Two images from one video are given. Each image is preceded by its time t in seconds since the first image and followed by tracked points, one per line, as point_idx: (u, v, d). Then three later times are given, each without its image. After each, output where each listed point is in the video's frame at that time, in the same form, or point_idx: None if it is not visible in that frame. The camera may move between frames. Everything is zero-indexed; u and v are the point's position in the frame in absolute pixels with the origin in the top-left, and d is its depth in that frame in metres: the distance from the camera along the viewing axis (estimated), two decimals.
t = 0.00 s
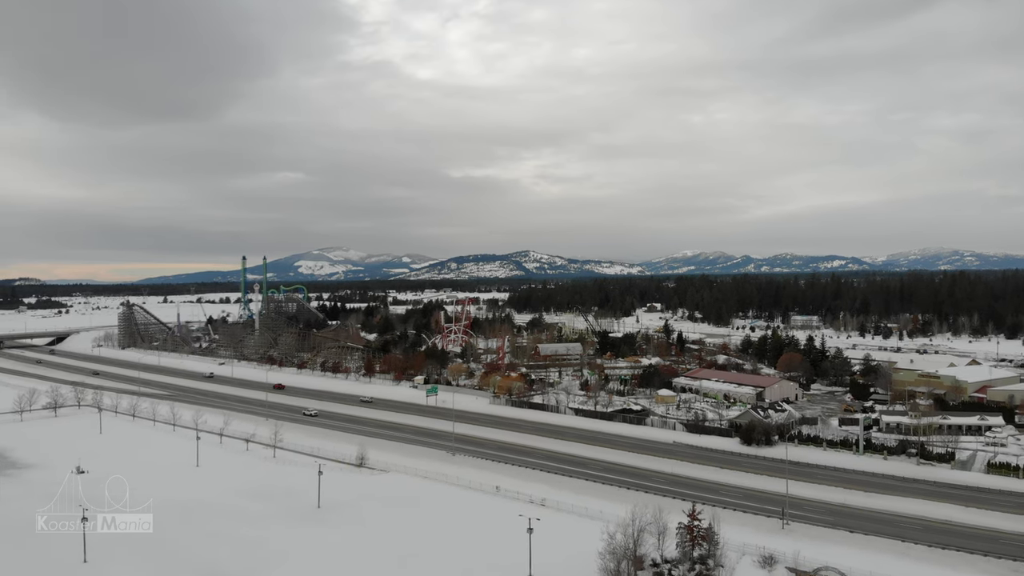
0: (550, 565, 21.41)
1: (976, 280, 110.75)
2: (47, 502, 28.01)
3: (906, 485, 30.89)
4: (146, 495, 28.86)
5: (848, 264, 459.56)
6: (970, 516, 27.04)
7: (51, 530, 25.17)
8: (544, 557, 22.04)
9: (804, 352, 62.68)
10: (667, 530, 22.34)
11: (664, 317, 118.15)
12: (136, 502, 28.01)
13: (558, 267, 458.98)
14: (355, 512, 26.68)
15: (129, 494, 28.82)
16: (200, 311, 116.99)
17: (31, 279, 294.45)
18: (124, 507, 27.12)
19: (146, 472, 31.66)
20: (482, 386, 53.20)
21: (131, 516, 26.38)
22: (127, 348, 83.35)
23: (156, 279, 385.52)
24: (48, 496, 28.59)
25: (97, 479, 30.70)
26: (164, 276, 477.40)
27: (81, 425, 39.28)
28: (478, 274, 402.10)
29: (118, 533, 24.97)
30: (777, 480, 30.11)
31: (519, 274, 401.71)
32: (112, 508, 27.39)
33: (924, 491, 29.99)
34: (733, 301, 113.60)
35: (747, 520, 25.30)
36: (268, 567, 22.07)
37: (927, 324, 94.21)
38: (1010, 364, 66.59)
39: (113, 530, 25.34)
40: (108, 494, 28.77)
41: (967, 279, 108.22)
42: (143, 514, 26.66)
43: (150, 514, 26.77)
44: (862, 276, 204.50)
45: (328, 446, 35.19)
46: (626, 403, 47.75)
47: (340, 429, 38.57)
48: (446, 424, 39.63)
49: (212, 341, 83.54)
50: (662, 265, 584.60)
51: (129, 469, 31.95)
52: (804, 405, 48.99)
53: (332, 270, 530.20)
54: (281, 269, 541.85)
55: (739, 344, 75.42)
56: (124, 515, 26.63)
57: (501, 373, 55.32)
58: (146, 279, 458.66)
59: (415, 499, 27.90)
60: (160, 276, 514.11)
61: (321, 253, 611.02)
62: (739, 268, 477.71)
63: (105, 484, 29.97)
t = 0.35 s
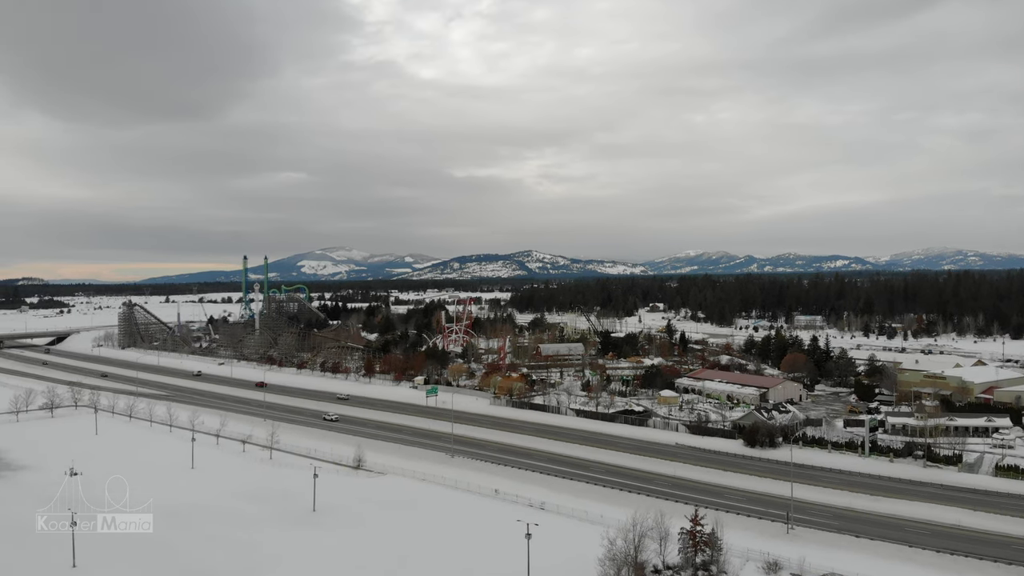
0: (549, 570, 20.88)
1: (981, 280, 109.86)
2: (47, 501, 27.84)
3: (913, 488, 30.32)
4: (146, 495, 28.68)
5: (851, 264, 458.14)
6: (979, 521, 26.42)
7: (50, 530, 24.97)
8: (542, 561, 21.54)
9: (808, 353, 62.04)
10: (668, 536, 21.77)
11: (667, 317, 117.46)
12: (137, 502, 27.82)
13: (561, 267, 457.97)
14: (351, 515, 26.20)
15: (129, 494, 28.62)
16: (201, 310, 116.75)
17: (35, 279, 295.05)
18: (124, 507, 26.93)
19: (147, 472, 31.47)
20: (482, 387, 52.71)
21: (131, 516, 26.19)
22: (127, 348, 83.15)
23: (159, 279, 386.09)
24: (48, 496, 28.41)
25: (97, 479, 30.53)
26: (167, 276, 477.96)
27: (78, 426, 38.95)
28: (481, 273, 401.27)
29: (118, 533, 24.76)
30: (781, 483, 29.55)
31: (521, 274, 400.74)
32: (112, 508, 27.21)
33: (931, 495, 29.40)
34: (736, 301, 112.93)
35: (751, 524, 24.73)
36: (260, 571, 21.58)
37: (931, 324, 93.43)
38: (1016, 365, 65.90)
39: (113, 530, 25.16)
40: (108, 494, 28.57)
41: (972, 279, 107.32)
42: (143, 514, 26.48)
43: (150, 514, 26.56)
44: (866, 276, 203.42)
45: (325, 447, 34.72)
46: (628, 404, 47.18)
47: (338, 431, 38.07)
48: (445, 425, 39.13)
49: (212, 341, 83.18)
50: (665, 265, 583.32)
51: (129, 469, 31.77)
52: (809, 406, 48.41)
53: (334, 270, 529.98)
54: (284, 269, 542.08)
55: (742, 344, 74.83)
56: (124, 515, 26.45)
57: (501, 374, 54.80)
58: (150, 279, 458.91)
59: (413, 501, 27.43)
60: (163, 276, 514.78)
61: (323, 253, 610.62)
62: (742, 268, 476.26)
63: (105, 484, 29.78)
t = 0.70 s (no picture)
0: None
1: (986, 279, 108.93)
2: (46, 502, 27.61)
3: (920, 491, 29.67)
4: (146, 495, 28.48)
5: (855, 263, 456.61)
6: (989, 525, 25.76)
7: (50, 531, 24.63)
8: (540, 567, 20.99)
9: (812, 353, 61.36)
10: (670, 542, 21.19)
11: (670, 318, 116.69)
12: (137, 502, 27.63)
13: (564, 267, 457.13)
14: (346, 520, 25.63)
15: (130, 494, 28.43)
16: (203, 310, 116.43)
17: (39, 279, 295.28)
18: (124, 507, 26.75)
19: (148, 472, 31.28)
20: (482, 388, 52.13)
21: (132, 516, 26.01)
22: (127, 348, 83.03)
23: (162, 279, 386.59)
24: (47, 496, 28.19)
25: (97, 480, 30.30)
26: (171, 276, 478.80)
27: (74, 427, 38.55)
28: (483, 273, 400.57)
29: (119, 533, 24.56)
30: (785, 487, 28.94)
31: (524, 274, 399.84)
32: (112, 508, 27.01)
33: (939, 499, 28.73)
34: (739, 301, 112.27)
35: (755, 530, 24.13)
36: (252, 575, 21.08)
37: (936, 323, 92.62)
38: None
39: (114, 530, 24.97)
40: (108, 495, 28.36)
41: (977, 278, 106.40)
42: (144, 514, 26.30)
43: (150, 514, 26.36)
44: (870, 276, 202.19)
45: (322, 449, 34.24)
46: (629, 405, 46.57)
47: (335, 432, 37.56)
48: (444, 427, 38.60)
49: (212, 341, 82.79)
50: (668, 264, 582.09)
51: (128, 469, 31.53)
52: (813, 407, 47.73)
53: (337, 270, 529.79)
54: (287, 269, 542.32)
55: (745, 344, 74.21)
56: (124, 515, 26.26)
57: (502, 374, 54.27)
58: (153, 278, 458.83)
59: (409, 505, 26.87)
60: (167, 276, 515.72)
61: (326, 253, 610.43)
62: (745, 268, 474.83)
63: (105, 484, 29.56)
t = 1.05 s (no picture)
0: None
1: (991, 279, 108.09)
2: (45, 501, 27.42)
3: (927, 495, 29.08)
4: (146, 495, 28.29)
5: (857, 263, 455.20)
6: (998, 530, 25.17)
7: (51, 530, 24.41)
8: (538, 573, 20.46)
9: (816, 353, 60.76)
10: (671, 547, 20.64)
11: (673, 317, 116.01)
12: (137, 502, 27.44)
13: (566, 267, 456.35)
14: (341, 523, 25.17)
15: (129, 494, 28.25)
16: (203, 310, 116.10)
17: (42, 278, 295.45)
18: (124, 507, 26.56)
19: (148, 472, 31.11)
20: (482, 388, 51.65)
21: (131, 516, 25.80)
22: (127, 348, 82.84)
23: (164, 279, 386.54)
24: (47, 496, 28.01)
25: (96, 480, 30.12)
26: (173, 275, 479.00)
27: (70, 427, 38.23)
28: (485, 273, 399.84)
29: (118, 533, 24.35)
30: (789, 490, 28.39)
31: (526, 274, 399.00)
32: (112, 508, 26.82)
33: (946, 502, 28.16)
34: (742, 301, 111.58)
35: (758, 535, 23.59)
36: None
37: (940, 323, 91.84)
38: None
39: (113, 530, 24.74)
40: (107, 495, 28.15)
41: (981, 278, 105.57)
42: (144, 514, 26.10)
43: (150, 514, 26.18)
44: (874, 275, 201.06)
45: (318, 451, 33.79)
46: (631, 406, 46.04)
47: (333, 434, 37.11)
48: (443, 428, 38.12)
49: (212, 341, 82.41)
50: (670, 264, 581.00)
51: (127, 469, 31.34)
52: (817, 408, 47.10)
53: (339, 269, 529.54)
54: (289, 268, 542.29)
55: (748, 344, 73.58)
56: (124, 515, 26.07)
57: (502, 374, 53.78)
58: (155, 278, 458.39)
59: (406, 509, 26.39)
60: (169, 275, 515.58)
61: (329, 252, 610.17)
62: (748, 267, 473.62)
63: (104, 484, 29.37)
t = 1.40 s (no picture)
0: None
1: (996, 278, 107.19)
2: (46, 501, 27.26)
3: (933, 499, 28.43)
4: (146, 495, 28.11)
5: (861, 262, 453.71)
6: (1006, 536, 24.50)
7: (51, 529, 24.24)
8: None
9: (819, 353, 60.10)
10: (671, 554, 20.02)
11: (675, 318, 115.38)
12: (137, 502, 27.27)
13: (569, 266, 455.59)
14: (335, 527, 24.67)
15: (130, 494, 28.10)
16: (203, 309, 115.77)
17: (45, 279, 295.68)
18: (124, 507, 26.38)
19: (149, 471, 31.01)
20: (481, 388, 51.10)
21: (131, 517, 25.61)
22: (126, 348, 82.55)
23: (166, 279, 386.68)
24: (48, 496, 27.85)
25: (96, 480, 29.96)
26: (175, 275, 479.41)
27: (64, 428, 37.87)
28: (487, 273, 399.15)
29: (118, 533, 24.14)
30: (792, 494, 27.78)
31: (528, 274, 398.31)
32: (112, 508, 26.66)
33: (954, 507, 27.51)
34: (744, 300, 110.93)
35: (760, 541, 23.00)
36: None
37: (945, 323, 91.05)
38: None
39: (113, 530, 24.54)
40: (107, 495, 27.96)
41: (986, 277, 104.69)
42: (144, 514, 25.91)
43: (150, 514, 25.97)
44: (877, 276, 199.91)
45: (314, 453, 33.30)
46: (631, 407, 45.45)
47: (329, 435, 36.65)
48: (440, 430, 37.59)
49: (211, 340, 82.01)
50: (673, 264, 579.94)
51: (128, 469, 31.18)
52: (820, 410, 46.43)
53: (342, 269, 529.33)
54: (291, 268, 542.27)
55: (751, 344, 72.96)
56: (124, 515, 25.87)
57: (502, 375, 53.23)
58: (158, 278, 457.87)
59: (402, 513, 25.88)
60: (172, 275, 515.89)
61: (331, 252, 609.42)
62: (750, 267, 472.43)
63: (104, 484, 29.21)
